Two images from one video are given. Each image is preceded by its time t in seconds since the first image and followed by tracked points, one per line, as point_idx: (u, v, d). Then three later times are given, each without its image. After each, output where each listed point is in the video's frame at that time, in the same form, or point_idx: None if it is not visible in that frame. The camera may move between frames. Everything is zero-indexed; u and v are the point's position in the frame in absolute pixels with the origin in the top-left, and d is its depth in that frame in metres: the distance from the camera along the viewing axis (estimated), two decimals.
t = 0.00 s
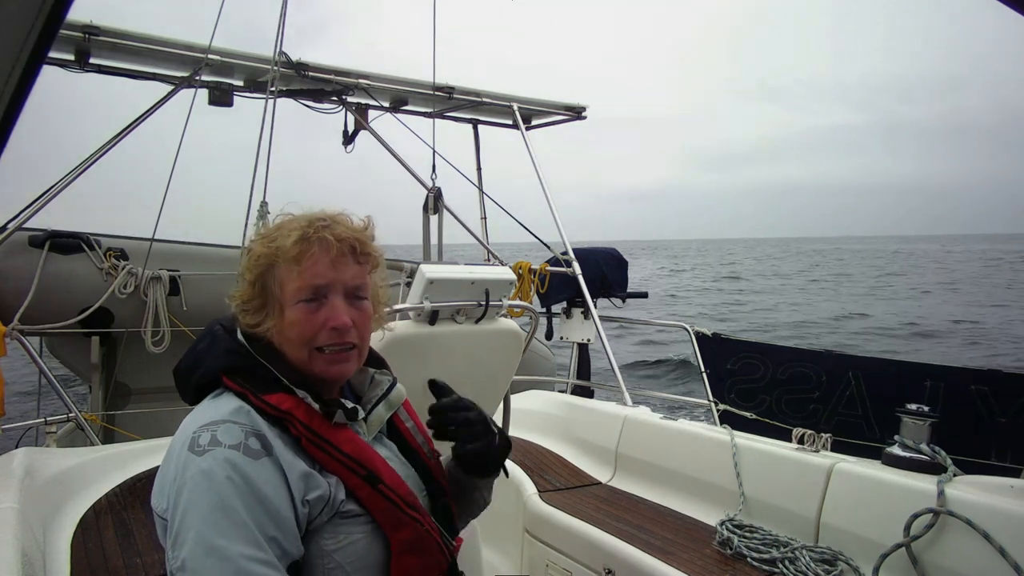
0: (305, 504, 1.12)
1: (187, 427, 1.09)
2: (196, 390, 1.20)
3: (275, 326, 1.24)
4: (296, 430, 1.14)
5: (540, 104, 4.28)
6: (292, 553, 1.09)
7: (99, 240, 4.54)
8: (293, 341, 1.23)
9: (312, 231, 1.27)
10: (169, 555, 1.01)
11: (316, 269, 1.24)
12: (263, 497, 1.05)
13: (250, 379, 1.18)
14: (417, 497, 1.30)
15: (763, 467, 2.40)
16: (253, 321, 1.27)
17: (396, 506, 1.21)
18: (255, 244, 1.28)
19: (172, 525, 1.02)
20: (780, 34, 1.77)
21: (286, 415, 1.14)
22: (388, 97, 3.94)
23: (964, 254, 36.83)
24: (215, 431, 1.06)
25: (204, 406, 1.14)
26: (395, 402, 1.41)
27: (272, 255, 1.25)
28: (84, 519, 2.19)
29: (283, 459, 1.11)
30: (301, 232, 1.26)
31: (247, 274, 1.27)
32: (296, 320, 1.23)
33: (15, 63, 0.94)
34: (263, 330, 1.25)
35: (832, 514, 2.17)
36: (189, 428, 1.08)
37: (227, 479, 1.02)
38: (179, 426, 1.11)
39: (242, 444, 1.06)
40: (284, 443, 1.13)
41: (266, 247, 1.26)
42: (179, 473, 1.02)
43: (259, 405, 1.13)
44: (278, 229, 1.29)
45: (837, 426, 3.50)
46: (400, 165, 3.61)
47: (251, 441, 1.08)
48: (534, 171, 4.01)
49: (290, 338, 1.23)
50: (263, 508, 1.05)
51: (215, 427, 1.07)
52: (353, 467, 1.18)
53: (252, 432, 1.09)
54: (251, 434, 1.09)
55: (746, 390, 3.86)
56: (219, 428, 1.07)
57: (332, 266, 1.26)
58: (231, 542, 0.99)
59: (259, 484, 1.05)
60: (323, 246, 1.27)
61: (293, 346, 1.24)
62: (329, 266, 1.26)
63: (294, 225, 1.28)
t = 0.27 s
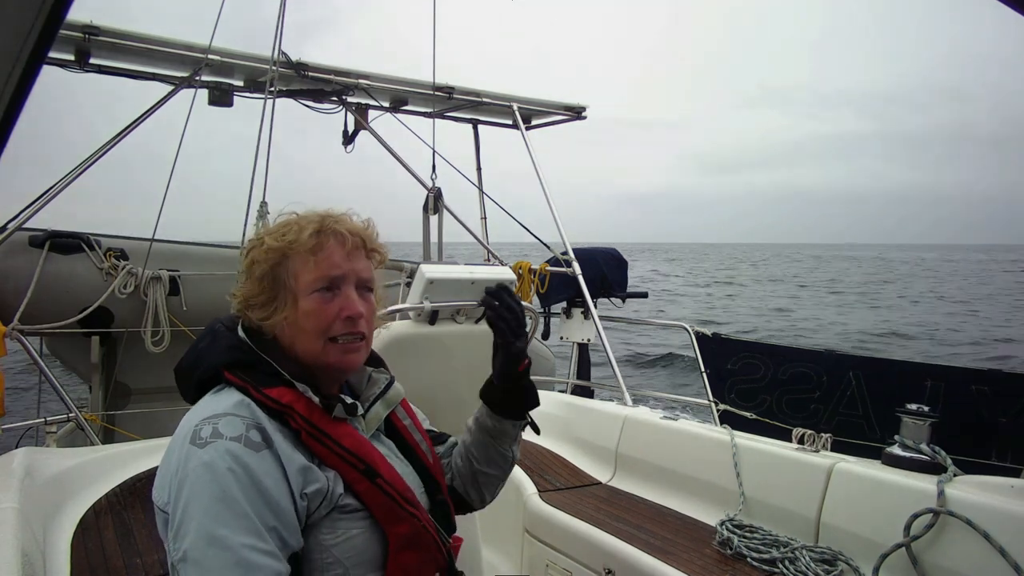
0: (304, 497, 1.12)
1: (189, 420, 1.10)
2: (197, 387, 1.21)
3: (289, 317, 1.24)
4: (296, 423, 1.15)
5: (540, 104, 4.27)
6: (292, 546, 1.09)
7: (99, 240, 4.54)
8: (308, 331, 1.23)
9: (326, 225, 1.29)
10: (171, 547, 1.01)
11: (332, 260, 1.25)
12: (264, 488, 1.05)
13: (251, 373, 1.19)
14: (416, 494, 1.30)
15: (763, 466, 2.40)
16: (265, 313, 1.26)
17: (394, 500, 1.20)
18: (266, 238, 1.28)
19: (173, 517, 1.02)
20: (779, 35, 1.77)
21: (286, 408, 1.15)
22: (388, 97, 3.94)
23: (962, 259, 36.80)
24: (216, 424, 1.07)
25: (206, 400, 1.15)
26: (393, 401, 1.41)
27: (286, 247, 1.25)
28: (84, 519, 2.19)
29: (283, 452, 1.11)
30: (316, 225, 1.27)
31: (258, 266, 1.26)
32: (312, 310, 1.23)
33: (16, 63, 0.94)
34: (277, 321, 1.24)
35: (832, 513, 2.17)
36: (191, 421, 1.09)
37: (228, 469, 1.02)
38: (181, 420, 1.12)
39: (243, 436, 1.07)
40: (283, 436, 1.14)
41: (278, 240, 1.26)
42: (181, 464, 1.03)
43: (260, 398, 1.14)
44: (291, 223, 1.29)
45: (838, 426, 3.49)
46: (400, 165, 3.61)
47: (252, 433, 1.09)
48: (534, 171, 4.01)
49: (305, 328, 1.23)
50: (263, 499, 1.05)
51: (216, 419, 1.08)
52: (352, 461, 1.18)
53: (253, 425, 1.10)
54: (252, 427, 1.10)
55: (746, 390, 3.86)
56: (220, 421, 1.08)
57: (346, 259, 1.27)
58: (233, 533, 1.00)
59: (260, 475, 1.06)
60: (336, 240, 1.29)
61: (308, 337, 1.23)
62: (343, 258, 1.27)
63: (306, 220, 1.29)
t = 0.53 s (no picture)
0: (307, 494, 1.12)
1: (194, 415, 1.10)
2: (202, 385, 1.20)
3: (298, 310, 1.24)
4: (301, 420, 1.15)
5: (540, 104, 4.27)
6: (295, 542, 1.09)
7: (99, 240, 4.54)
8: (318, 322, 1.24)
9: (328, 221, 1.32)
10: (174, 541, 1.02)
11: (337, 252, 1.28)
12: (268, 484, 1.06)
13: (258, 368, 1.19)
14: (418, 493, 1.30)
15: (763, 466, 2.40)
16: (274, 309, 1.26)
17: (397, 499, 1.20)
18: (270, 237, 1.30)
19: (177, 511, 1.02)
20: (779, 36, 1.76)
21: (292, 404, 1.15)
22: (388, 97, 3.94)
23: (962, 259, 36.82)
24: (221, 419, 1.08)
25: (212, 395, 1.15)
26: (397, 401, 1.41)
27: (291, 243, 1.27)
28: (85, 519, 2.19)
29: (287, 448, 1.12)
30: (319, 221, 1.31)
31: (265, 263, 1.27)
32: (322, 301, 1.24)
33: (16, 63, 0.94)
34: (286, 316, 1.24)
35: (832, 513, 2.17)
36: (196, 416, 1.09)
37: (233, 464, 1.03)
38: (186, 415, 1.12)
39: (248, 431, 1.07)
40: (288, 432, 1.14)
41: (283, 237, 1.29)
42: (186, 459, 1.03)
43: (266, 393, 1.14)
44: (294, 221, 1.32)
45: (838, 426, 3.49)
46: (400, 165, 3.61)
47: (257, 429, 1.09)
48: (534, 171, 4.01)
49: (315, 320, 1.24)
50: (268, 495, 1.05)
51: (221, 415, 1.08)
52: (355, 459, 1.18)
53: (258, 421, 1.10)
54: (257, 423, 1.10)
55: (746, 390, 3.86)
56: (226, 416, 1.08)
57: (351, 251, 1.30)
58: (237, 528, 1.00)
59: (265, 471, 1.06)
60: (340, 235, 1.32)
61: (317, 329, 1.24)
62: (348, 251, 1.30)
63: (309, 218, 1.33)
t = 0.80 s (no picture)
0: (314, 492, 1.12)
1: (203, 410, 1.10)
2: (211, 382, 1.20)
3: (310, 309, 1.24)
4: (310, 418, 1.16)
5: (539, 104, 4.27)
6: (301, 540, 1.09)
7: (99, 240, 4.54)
8: (329, 322, 1.24)
9: (342, 222, 1.32)
10: (181, 536, 1.01)
11: (350, 254, 1.28)
12: (276, 481, 1.06)
13: (267, 365, 1.19)
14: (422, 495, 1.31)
15: (763, 466, 2.40)
16: (283, 307, 1.26)
17: (403, 500, 1.21)
18: (283, 234, 1.29)
19: (184, 505, 1.02)
20: (778, 37, 1.77)
21: (301, 402, 1.16)
22: (388, 97, 3.94)
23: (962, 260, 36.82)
24: (231, 415, 1.07)
25: (221, 391, 1.15)
26: (403, 403, 1.42)
27: (304, 242, 1.27)
28: (84, 519, 2.19)
29: (295, 446, 1.12)
30: (333, 222, 1.31)
31: (277, 261, 1.26)
32: (333, 301, 1.24)
33: (16, 62, 0.94)
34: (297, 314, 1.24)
35: (833, 513, 2.17)
36: (205, 411, 1.09)
37: (242, 460, 1.03)
38: (195, 410, 1.12)
39: (257, 428, 1.08)
40: (296, 430, 1.14)
41: (296, 235, 1.28)
42: (194, 453, 1.03)
43: (275, 390, 1.15)
44: (308, 221, 1.32)
45: (837, 427, 3.49)
46: (400, 165, 3.60)
47: (266, 426, 1.09)
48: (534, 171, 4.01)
49: (326, 319, 1.24)
50: (275, 492, 1.05)
51: (231, 410, 1.08)
52: (362, 458, 1.19)
53: (267, 418, 1.10)
54: (266, 419, 1.10)
55: (746, 390, 3.86)
56: (235, 412, 1.08)
57: (364, 253, 1.30)
58: (244, 524, 1.00)
59: (273, 468, 1.06)
60: (353, 236, 1.32)
61: (328, 329, 1.24)
62: (361, 252, 1.30)
63: (322, 217, 1.32)
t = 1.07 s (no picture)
0: (322, 496, 1.12)
1: (214, 410, 1.10)
2: (224, 380, 1.21)
3: (327, 310, 1.25)
4: (321, 420, 1.16)
5: (539, 104, 4.27)
6: (308, 543, 1.09)
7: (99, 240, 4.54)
8: (348, 322, 1.24)
9: (354, 222, 1.33)
10: (187, 535, 1.01)
11: (365, 254, 1.28)
12: (286, 483, 1.06)
13: (279, 365, 1.20)
14: (431, 501, 1.30)
15: (763, 466, 2.40)
16: (300, 310, 1.26)
17: (411, 505, 1.21)
18: (296, 237, 1.29)
19: (192, 505, 1.02)
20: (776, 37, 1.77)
21: (312, 404, 1.16)
22: (388, 97, 3.94)
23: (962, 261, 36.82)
24: (242, 415, 1.08)
25: (232, 391, 1.15)
26: (413, 407, 1.42)
27: (319, 243, 1.27)
28: (84, 519, 2.19)
29: (306, 448, 1.12)
30: (346, 222, 1.31)
31: (292, 262, 1.26)
32: (352, 301, 1.24)
33: (16, 62, 0.94)
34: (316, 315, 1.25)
35: (833, 514, 2.17)
36: (216, 411, 1.09)
37: (252, 462, 1.03)
38: (206, 409, 1.12)
39: (268, 430, 1.08)
40: (307, 432, 1.14)
41: (310, 237, 1.28)
42: (204, 454, 1.03)
43: (287, 392, 1.15)
44: (320, 223, 1.32)
45: (837, 427, 3.49)
46: (400, 165, 3.60)
47: (277, 428, 1.09)
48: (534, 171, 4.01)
49: (344, 320, 1.24)
50: (284, 494, 1.05)
51: (242, 411, 1.08)
52: (373, 463, 1.19)
53: (278, 419, 1.11)
54: (277, 421, 1.10)
55: (746, 390, 3.86)
56: (246, 413, 1.08)
57: (378, 252, 1.31)
58: (252, 527, 1.00)
59: (282, 470, 1.06)
60: (366, 236, 1.33)
61: (347, 329, 1.25)
62: (375, 252, 1.31)
63: (334, 218, 1.33)
